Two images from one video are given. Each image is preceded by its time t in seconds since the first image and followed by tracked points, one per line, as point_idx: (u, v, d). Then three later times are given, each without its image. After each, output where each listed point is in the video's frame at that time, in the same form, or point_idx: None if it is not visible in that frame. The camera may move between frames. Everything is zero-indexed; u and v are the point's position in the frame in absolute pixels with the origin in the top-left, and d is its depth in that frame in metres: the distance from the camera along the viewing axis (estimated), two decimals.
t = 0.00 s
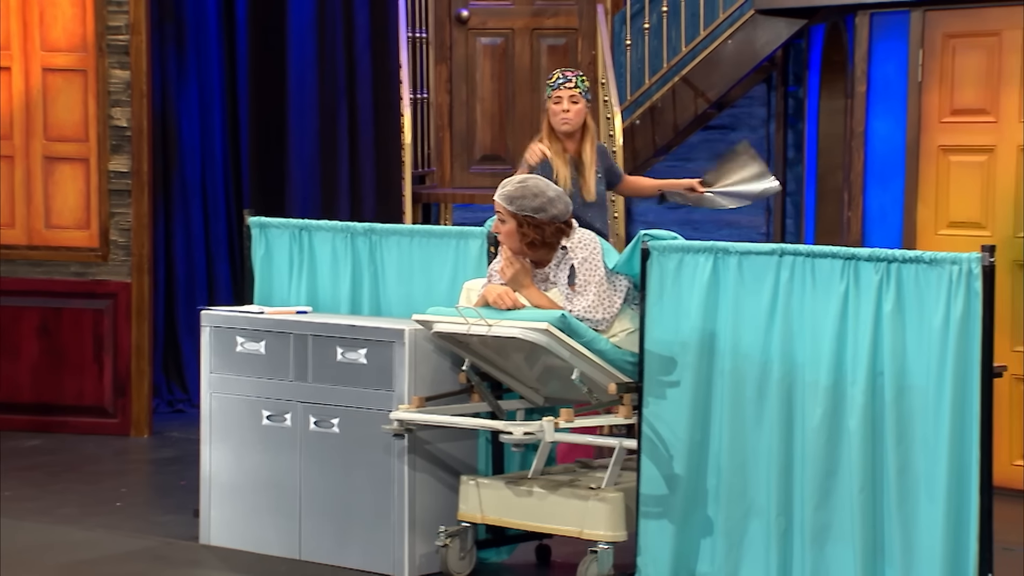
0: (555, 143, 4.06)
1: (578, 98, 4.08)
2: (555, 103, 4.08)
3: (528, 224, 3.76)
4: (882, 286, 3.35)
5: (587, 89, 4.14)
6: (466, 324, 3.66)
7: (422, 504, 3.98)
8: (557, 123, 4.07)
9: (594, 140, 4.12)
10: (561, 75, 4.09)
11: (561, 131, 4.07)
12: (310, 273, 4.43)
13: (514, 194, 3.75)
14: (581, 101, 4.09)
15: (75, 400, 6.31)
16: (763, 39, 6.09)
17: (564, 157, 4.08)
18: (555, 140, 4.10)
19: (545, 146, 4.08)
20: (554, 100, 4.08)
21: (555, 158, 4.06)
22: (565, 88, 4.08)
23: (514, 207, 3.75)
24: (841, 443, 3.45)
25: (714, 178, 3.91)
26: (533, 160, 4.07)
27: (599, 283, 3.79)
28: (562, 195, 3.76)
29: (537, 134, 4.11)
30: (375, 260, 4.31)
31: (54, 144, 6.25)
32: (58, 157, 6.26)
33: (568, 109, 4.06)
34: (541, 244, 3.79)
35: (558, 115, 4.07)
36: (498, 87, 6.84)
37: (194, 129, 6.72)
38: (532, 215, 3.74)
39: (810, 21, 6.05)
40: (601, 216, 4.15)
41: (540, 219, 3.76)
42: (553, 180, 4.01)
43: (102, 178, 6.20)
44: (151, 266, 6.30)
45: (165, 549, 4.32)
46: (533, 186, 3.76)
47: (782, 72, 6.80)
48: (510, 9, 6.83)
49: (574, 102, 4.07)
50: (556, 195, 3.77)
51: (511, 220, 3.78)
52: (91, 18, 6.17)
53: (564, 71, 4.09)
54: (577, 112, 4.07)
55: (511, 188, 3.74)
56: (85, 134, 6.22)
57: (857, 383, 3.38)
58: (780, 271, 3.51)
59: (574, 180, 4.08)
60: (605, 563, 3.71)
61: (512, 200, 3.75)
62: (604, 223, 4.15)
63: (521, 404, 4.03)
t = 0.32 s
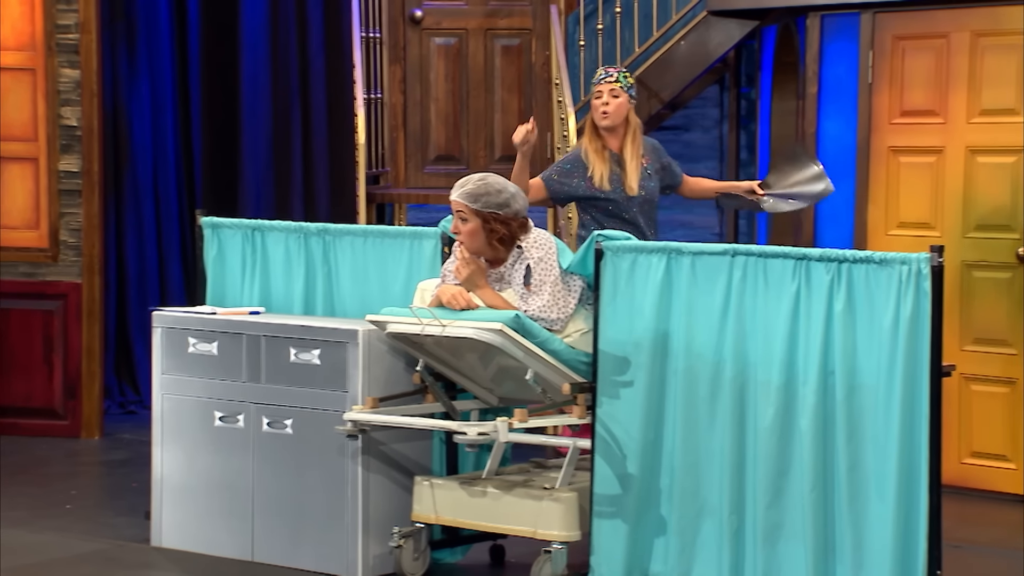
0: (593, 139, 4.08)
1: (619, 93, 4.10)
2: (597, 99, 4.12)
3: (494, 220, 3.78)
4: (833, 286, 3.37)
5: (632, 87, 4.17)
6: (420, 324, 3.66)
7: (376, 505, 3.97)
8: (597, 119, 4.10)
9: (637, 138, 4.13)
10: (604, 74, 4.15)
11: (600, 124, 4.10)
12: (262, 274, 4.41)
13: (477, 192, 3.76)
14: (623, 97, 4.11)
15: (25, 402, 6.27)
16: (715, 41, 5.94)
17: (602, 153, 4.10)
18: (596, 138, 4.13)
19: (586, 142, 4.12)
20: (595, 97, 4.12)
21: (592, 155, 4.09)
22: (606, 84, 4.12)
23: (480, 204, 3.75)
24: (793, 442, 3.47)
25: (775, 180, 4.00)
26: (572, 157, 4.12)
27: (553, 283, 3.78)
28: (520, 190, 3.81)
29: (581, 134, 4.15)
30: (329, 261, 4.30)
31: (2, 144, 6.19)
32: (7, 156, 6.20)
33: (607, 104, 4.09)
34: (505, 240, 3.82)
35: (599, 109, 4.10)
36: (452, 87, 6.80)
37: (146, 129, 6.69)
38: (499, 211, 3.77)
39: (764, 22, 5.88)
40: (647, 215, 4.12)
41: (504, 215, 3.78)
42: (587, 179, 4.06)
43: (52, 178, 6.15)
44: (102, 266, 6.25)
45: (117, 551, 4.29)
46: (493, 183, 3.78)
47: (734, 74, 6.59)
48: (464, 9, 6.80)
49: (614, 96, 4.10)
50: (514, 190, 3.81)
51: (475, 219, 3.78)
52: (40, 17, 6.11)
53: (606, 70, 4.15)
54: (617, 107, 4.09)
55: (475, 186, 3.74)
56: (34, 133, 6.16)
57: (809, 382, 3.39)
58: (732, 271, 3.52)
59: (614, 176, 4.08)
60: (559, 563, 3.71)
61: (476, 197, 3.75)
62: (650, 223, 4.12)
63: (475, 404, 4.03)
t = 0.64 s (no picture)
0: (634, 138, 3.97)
1: (660, 93, 3.97)
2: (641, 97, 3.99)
3: (457, 217, 3.79)
4: (788, 285, 3.39)
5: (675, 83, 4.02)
6: (376, 324, 3.65)
7: (333, 506, 3.95)
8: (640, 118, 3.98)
9: (679, 138, 3.99)
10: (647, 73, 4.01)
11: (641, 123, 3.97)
12: (218, 274, 4.39)
13: (443, 190, 3.75)
14: (664, 98, 3.97)
15: None
16: (671, 41, 5.94)
17: (642, 151, 3.98)
18: (637, 137, 4.01)
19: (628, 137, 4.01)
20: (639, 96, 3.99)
21: (631, 152, 3.98)
22: (649, 82, 3.98)
23: (447, 201, 3.76)
24: (748, 441, 3.49)
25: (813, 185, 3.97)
26: (611, 152, 4.02)
27: (511, 283, 3.78)
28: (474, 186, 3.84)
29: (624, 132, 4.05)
30: (286, 260, 4.28)
31: None
32: None
33: (648, 105, 3.96)
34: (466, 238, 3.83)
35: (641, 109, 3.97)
36: (409, 87, 6.75)
37: (100, 127, 6.61)
38: (463, 208, 3.78)
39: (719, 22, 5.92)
40: (686, 216, 4.00)
41: (466, 211, 3.80)
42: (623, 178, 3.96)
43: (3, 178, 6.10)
44: (55, 267, 6.20)
45: (71, 553, 4.26)
46: (453, 180, 3.79)
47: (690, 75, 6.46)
48: (420, 9, 6.75)
49: (655, 98, 3.96)
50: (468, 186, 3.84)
51: (439, 217, 3.78)
52: None
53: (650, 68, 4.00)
54: (658, 109, 3.96)
55: (441, 184, 3.73)
56: None
57: (764, 382, 3.41)
58: (689, 270, 3.53)
59: (651, 176, 3.96)
60: (516, 562, 3.72)
61: (442, 196, 3.75)
62: (689, 223, 4.00)
63: (432, 404, 4.03)
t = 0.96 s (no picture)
0: (703, 143, 3.94)
1: (732, 101, 3.96)
2: (710, 104, 3.97)
3: (426, 215, 3.82)
4: (750, 285, 3.40)
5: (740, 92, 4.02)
6: (340, 324, 3.63)
7: (296, 507, 3.94)
8: (712, 125, 3.95)
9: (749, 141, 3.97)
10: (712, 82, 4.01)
11: (713, 129, 3.94)
12: (180, 274, 4.37)
13: (411, 188, 3.77)
14: (735, 106, 3.96)
15: None
16: (634, 41, 5.95)
17: (709, 157, 3.95)
18: (703, 141, 3.97)
19: (693, 143, 3.97)
20: (708, 102, 3.97)
21: (697, 157, 3.95)
22: (719, 90, 3.97)
23: (415, 199, 3.78)
24: (711, 440, 3.50)
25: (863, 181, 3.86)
26: (674, 155, 3.98)
27: (476, 283, 3.78)
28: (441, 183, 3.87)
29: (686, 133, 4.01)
30: (248, 260, 4.26)
31: None
32: None
33: (720, 111, 3.94)
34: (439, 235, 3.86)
35: (713, 116, 3.95)
36: (372, 86, 6.74)
37: (61, 127, 6.54)
38: (432, 205, 3.81)
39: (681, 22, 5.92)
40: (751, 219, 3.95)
41: (436, 209, 3.83)
42: (692, 182, 3.91)
43: None
44: (14, 267, 6.15)
45: (31, 555, 4.23)
46: (420, 178, 3.81)
47: (654, 74, 6.41)
48: (384, 8, 6.73)
49: (727, 105, 3.94)
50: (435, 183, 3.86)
51: (410, 215, 3.80)
52: None
53: (716, 76, 4.00)
54: (730, 116, 3.94)
55: (409, 182, 3.75)
56: None
57: (727, 381, 3.42)
58: (652, 270, 3.54)
59: (720, 179, 3.93)
60: (480, 562, 3.71)
61: (410, 193, 3.77)
62: (754, 229, 3.96)
63: (395, 404, 4.02)
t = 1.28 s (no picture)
0: (752, 148, 4.27)
1: (780, 103, 4.26)
2: (758, 109, 4.28)
3: (401, 212, 3.86)
4: (714, 285, 3.41)
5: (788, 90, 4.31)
6: (305, 324, 3.60)
7: (260, 507, 3.92)
8: (760, 130, 4.28)
9: (800, 143, 4.32)
10: (760, 82, 4.30)
11: (761, 134, 4.28)
12: (142, 273, 4.34)
13: (386, 187, 3.80)
14: (783, 107, 4.27)
15: None
16: (599, 41, 5.96)
17: (757, 161, 4.29)
18: (753, 143, 4.31)
19: (743, 150, 4.32)
20: (756, 107, 4.29)
21: (744, 161, 4.30)
22: (766, 92, 4.27)
23: (393, 196, 3.82)
24: (675, 439, 3.50)
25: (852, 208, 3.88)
26: (724, 163, 4.33)
27: (441, 282, 3.78)
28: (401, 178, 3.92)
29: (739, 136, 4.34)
30: (213, 260, 4.25)
31: None
32: None
33: (767, 114, 4.26)
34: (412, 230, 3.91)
35: (761, 120, 4.27)
36: (337, 85, 6.72)
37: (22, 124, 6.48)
38: (406, 201, 3.85)
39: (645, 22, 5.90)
40: (801, 224, 4.29)
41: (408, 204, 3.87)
42: (741, 188, 4.27)
43: None
44: None
45: None
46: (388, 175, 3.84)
47: (619, 74, 6.44)
48: (348, 8, 6.72)
49: (774, 108, 4.26)
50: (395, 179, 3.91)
51: (388, 214, 3.84)
52: None
53: (762, 77, 4.30)
54: (778, 119, 4.25)
55: (388, 179, 3.79)
56: None
57: (691, 380, 3.43)
58: (617, 270, 3.55)
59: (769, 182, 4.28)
60: (445, 563, 3.71)
61: (387, 191, 3.80)
62: (803, 234, 4.30)
63: (360, 403, 4.01)
